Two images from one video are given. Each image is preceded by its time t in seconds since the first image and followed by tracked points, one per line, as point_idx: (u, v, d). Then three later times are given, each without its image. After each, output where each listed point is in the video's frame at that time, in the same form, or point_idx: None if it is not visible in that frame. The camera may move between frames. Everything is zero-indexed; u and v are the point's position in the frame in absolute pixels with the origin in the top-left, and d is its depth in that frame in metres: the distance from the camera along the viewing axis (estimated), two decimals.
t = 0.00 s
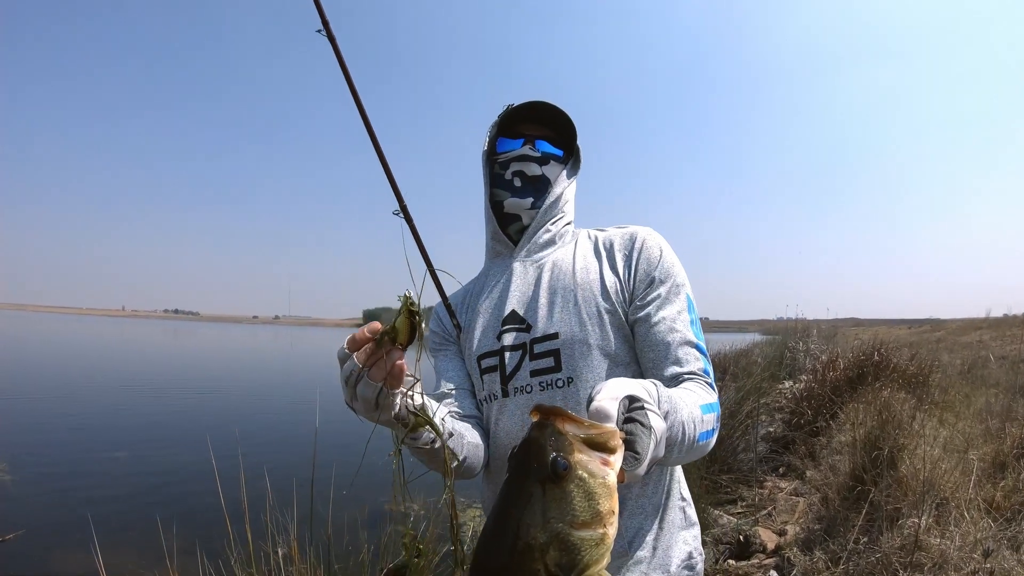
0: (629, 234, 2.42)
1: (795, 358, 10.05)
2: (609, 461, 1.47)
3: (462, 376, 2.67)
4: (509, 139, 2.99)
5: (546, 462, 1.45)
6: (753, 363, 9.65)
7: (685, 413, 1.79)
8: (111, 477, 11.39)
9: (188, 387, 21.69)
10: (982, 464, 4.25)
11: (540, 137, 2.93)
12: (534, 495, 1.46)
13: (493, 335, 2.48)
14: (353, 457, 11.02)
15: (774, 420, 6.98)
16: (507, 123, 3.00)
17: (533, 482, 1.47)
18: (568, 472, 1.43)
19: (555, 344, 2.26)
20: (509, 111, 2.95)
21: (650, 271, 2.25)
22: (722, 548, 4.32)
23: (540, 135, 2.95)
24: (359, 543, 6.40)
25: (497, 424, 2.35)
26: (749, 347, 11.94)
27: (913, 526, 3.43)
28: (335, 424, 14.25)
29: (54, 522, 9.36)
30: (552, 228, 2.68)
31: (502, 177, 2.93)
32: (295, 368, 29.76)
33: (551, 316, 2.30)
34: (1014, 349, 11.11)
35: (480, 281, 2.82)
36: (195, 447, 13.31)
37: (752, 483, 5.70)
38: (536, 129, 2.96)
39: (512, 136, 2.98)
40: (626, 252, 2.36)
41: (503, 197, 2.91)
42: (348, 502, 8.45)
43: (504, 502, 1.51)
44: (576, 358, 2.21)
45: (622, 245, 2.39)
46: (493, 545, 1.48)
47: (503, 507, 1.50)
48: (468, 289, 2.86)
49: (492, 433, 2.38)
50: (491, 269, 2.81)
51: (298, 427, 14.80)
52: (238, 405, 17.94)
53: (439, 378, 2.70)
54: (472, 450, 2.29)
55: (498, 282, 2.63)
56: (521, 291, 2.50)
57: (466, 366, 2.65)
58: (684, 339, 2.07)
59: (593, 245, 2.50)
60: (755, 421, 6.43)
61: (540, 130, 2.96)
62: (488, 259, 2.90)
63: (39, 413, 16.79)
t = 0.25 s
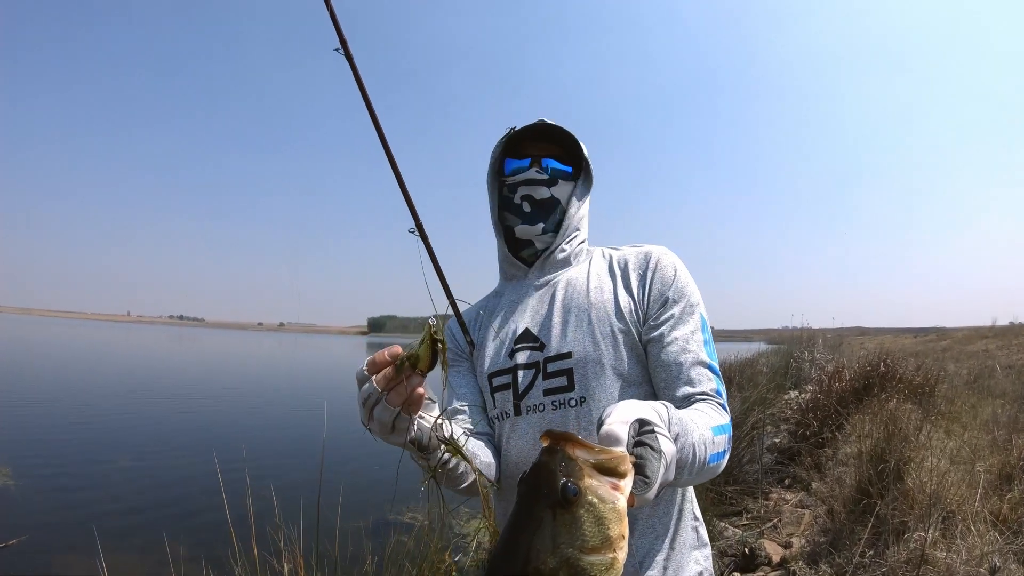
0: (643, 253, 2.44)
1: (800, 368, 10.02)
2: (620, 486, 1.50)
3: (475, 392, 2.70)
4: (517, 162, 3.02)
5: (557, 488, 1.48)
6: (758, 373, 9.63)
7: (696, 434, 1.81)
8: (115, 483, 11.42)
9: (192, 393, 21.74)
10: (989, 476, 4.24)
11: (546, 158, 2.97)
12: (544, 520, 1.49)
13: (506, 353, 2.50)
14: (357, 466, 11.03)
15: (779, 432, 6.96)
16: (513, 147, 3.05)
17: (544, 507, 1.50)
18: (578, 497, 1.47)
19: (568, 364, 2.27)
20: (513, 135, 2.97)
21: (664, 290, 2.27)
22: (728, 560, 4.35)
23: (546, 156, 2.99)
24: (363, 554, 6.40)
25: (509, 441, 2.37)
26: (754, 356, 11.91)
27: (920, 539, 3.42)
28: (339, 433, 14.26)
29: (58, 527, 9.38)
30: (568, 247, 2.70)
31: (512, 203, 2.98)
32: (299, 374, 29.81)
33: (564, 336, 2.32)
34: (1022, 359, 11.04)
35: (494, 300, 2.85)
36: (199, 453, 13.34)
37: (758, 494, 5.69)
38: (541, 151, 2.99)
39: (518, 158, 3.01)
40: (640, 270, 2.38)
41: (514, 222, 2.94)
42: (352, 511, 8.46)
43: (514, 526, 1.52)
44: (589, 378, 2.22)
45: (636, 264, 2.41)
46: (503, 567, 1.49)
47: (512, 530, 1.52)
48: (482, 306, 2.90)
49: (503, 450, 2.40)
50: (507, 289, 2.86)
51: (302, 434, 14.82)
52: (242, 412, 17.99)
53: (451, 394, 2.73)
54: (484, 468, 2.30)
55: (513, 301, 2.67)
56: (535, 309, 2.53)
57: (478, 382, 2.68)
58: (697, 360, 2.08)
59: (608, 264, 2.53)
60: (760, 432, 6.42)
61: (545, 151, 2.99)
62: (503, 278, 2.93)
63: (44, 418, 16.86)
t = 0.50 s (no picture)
0: (651, 257, 2.39)
1: (797, 368, 10.03)
2: (603, 482, 1.49)
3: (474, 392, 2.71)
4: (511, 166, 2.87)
5: (538, 482, 1.47)
6: (755, 374, 9.63)
7: (689, 443, 1.79)
8: (110, 481, 11.37)
9: (188, 391, 21.67)
10: (986, 478, 4.24)
11: (541, 161, 2.79)
12: (524, 514, 1.48)
13: (507, 356, 2.48)
14: (353, 465, 11.01)
15: (776, 432, 6.96)
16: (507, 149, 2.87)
17: (524, 501, 1.49)
18: (559, 492, 1.46)
19: (569, 370, 2.26)
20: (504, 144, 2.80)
21: (669, 297, 2.22)
22: (724, 561, 4.36)
23: (542, 157, 2.81)
24: (360, 553, 6.39)
25: (507, 444, 2.39)
26: (751, 356, 11.92)
27: (916, 541, 3.42)
28: (336, 432, 14.23)
29: (53, 525, 9.34)
30: (575, 248, 2.63)
31: (511, 214, 2.91)
32: (296, 373, 29.78)
33: (567, 341, 2.29)
34: (1018, 360, 11.08)
35: (497, 299, 2.83)
36: (195, 452, 13.29)
37: (754, 494, 5.70)
38: (536, 152, 2.79)
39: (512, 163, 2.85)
40: (646, 276, 2.33)
41: (514, 236, 2.90)
42: (349, 511, 8.45)
43: (496, 518, 1.52)
44: (591, 386, 2.20)
45: (642, 268, 2.37)
46: (482, 562, 1.48)
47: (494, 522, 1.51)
48: (484, 305, 2.87)
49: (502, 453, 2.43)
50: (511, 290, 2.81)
51: (299, 433, 14.79)
52: (239, 410, 17.95)
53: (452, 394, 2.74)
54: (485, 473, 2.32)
55: (516, 302, 2.64)
56: (538, 312, 2.49)
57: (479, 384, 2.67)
58: (698, 369, 2.05)
59: (614, 266, 2.49)
60: (757, 433, 6.42)
61: (540, 152, 2.80)
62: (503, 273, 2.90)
63: (39, 416, 16.78)
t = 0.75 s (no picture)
0: (661, 261, 2.37)
1: (802, 365, 10.03)
2: (578, 509, 1.56)
3: (481, 393, 2.74)
4: (514, 173, 2.78)
5: (512, 509, 1.54)
6: (760, 372, 9.64)
7: (683, 460, 1.80)
8: (117, 486, 11.44)
9: (193, 395, 21.76)
10: (993, 474, 4.24)
11: (546, 168, 2.70)
12: (498, 540, 1.55)
13: (515, 362, 2.50)
14: (359, 467, 11.05)
15: (783, 430, 6.96)
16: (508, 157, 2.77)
17: (499, 527, 1.55)
18: (533, 519, 1.52)
19: (578, 380, 2.27)
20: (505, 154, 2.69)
21: (679, 305, 2.21)
22: (732, 560, 4.40)
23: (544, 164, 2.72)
24: (367, 555, 6.44)
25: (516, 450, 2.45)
26: (756, 354, 11.91)
27: (924, 538, 3.43)
28: (342, 434, 14.29)
29: (61, 531, 9.41)
30: (587, 251, 2.64)
31: (518, 221, 2.88)
32: (301, 375, 29.84)
33: (575, 350, 2.31)
34: None
35: (504, 301, 2.83)
36: (201, 455, 13.36)
37: (761, 492, 5.71)
38: (539, 159, 2.69)
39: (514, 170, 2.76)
40: (657, 281, 2.31)
41: (523, 245, 2.88)
42: (355, 512, 8.49)
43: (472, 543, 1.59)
44: (599, 397, 2.22)
45: (653, 272, 2.34)
46: None
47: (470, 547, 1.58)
48: (491, 304, 2.88)
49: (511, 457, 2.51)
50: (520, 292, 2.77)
51: (305, 436, 14.85)
52: (245, 413, 18.00)
53: (460, 396, 2.77)
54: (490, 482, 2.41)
55: (523, 305, 2.64)
56: (546, 318, 2.49)
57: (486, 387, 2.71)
58: (704, 380, 2.06)
59: (623, 270, 2.47)
60: (763, 430, 6.42)
61: (543, 158, 2.69)
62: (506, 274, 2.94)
63: (46, 421, 16.88)
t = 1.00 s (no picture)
0: (662, 257, 2.35)
1: (802, 363, 10.04)
2: (549, 528, 1.62)
3: (477, 386, 2.75)
4: (509, 170, 2.74)
5: (481, 525, 1.66)
6: (759, 370, 9.65)
7: (671, 468, 1.81)
8: (117, 482, 11.44)
9: (193, 392, 21.75)
10: (993, 473, 4.23)
11: (542, 166, 2.67)
12: (468, 552, 1.68)
13: (512, 359, 2.49)
14: (359, 464, 11.06)
15: (782, 427, 6.96)
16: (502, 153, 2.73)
17: (469, 540, 1.68)
18: (500, 537, 1.63)
19: (575, 379, 2.27)
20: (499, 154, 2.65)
21: (679, 304, 2.19)
22: (731, 557, 4.43)
23: (540, 161, 2.68)
24: (366, 552, 6.45)
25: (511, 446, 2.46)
26: (756, 352, 11.90)
27: (924, 536, 3.43)
28: (341, 431, 14.29)
29: (61, 527, 9.41)
30: (589, 250, 2.60)
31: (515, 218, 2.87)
32: (301, 372, 29.85)
33: (573, 349, 2.30)
34: None
35: (501, 293, 2.81)
36: (201, 452, 13.36)
37: (761, 490, 5.71)
38: (534, 157, 2.66)
39: (508, 168, 2.73)
40: (657, 278, 2.29)
41: (521, 242, 2.88)
42: (354, 509, 8.49)
43: (448, 553, 1.72)
44: (595, 397, 2.22)
45: (653, 269, 2.33)
46: None
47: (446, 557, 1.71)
48: (489, 295, 2.88)
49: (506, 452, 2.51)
50: (519, 285, 2.73)
51: (305, 433, 14.86)
52: (244, 410, 18.01)
53: (457, 387, 2.78)
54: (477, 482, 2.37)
55: (520, 299, 2.62)
56: (544, 314, 2.48)
57: (482, 382, 2.71)
58: (700, 382, 2.06)
59: (623, 265, 2.45)
60: (763, 427, 6.42)
61: (538, 156, 2.66)
62: (501, 266, 2.95)
63: (46, 417, 16.87)
